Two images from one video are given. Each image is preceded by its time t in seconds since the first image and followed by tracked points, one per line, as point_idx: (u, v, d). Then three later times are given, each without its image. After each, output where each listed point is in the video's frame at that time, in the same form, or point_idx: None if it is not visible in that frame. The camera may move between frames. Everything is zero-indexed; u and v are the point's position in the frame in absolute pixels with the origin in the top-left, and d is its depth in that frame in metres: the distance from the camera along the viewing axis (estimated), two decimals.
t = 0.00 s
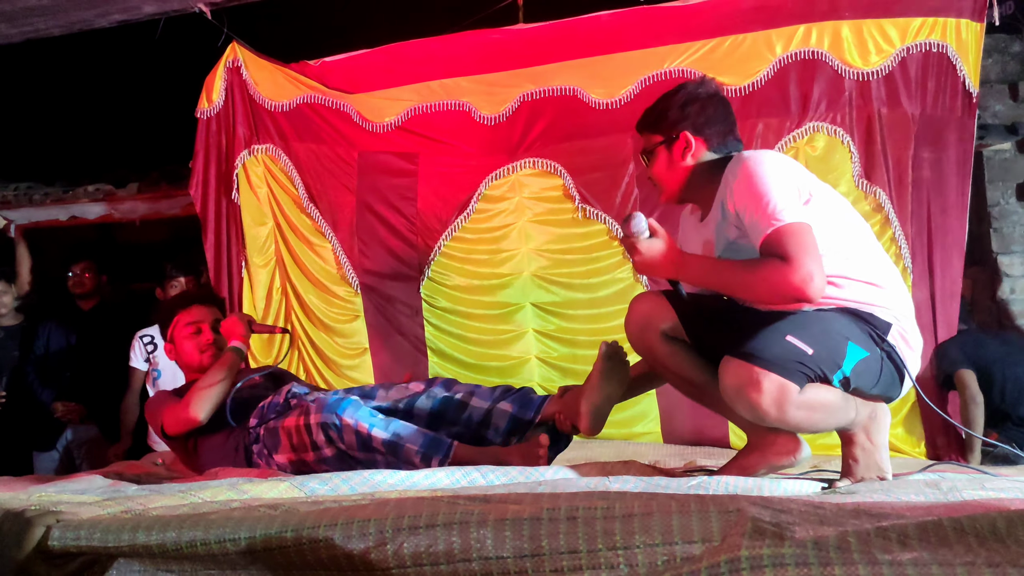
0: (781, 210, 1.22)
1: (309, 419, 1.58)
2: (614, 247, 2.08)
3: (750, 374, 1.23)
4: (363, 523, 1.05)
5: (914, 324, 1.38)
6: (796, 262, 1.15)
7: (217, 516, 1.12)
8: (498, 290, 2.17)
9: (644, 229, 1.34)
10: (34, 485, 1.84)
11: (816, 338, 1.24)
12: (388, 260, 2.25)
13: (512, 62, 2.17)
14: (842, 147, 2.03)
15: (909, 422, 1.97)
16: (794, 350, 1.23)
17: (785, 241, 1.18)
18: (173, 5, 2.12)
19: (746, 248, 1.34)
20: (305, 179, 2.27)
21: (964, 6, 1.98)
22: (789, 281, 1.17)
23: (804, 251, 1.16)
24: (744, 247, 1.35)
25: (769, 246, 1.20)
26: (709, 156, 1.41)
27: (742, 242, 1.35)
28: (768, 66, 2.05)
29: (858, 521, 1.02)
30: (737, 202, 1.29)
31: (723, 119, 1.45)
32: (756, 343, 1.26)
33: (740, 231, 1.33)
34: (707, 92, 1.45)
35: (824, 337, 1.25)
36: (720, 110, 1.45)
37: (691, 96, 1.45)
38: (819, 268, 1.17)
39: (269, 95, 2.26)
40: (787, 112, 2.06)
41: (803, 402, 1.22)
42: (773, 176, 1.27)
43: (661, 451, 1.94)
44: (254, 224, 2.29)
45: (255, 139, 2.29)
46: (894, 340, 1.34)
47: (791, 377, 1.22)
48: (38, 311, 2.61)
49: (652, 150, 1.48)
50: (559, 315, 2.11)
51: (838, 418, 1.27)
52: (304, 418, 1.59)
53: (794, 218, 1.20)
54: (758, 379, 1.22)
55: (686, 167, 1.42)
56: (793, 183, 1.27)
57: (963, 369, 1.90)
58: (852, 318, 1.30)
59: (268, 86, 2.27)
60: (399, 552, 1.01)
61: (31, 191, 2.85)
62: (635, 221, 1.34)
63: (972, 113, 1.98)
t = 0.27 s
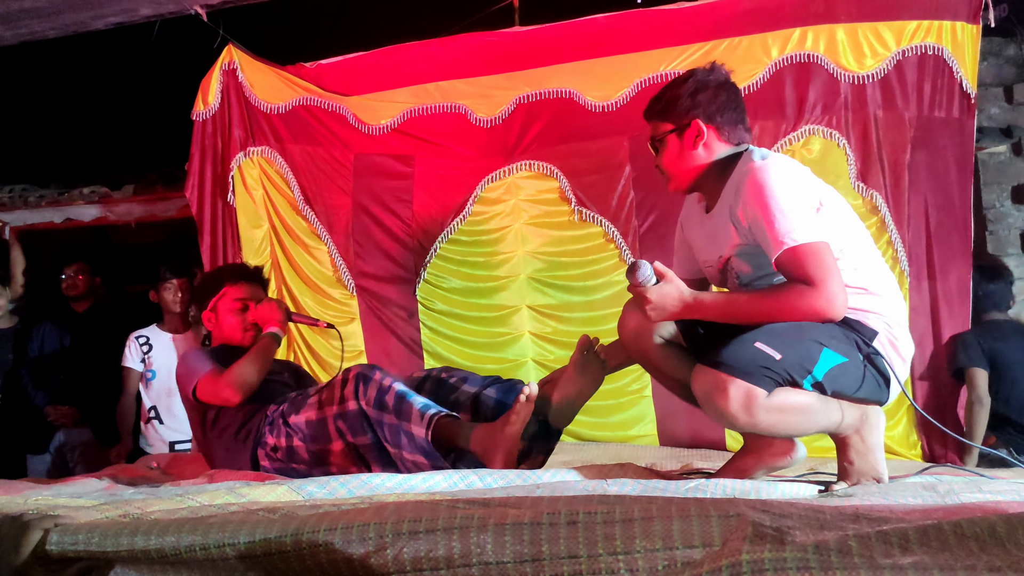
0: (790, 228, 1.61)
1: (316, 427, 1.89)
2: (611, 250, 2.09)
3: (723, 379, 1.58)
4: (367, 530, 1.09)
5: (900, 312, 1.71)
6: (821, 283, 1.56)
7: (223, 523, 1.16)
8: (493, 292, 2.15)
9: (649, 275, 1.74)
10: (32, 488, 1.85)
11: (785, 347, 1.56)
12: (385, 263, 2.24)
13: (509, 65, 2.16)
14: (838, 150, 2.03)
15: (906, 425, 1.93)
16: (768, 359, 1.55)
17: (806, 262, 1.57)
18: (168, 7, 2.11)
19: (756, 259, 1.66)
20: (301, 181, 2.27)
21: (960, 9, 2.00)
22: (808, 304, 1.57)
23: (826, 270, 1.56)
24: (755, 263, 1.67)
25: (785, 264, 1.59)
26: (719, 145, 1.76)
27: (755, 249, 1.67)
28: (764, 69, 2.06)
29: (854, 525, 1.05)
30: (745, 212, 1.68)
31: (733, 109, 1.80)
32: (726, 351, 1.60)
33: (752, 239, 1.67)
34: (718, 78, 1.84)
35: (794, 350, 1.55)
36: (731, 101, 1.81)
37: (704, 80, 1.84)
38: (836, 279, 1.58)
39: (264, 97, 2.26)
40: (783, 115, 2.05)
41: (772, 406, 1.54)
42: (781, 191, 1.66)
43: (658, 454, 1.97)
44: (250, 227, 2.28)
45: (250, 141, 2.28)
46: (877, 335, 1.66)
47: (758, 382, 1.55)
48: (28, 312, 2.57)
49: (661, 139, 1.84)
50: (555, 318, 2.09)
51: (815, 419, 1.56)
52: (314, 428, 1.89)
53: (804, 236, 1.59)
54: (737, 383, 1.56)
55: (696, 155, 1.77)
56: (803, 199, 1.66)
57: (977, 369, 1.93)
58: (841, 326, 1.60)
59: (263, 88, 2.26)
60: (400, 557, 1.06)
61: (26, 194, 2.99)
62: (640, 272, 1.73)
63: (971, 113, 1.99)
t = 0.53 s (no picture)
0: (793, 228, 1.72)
1: (314, 427, 2.01)
2: (603, 252, 2.09)
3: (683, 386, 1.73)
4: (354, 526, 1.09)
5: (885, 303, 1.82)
6: (827, 283, 1.69)
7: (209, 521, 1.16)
8: (486, 293, 2.16)
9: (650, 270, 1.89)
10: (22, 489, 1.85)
11: (741, 356, 1.69)
12: (377, 265, 2.24)
13: (501, 66, 2.17)
14: (827, 154, 2.03)
15: (898, 425, 1.89)
16: (723, 368, 1.69)
17: (812, 264, 1.68)
18: (161, 7, 2.11)
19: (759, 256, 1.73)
20: (292, 181, 2.26)
21: (949, 12, 2.02)
22: (807, 306, 1.69)
23: (830, 270, 1.69)
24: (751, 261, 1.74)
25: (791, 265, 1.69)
26: (712, 139, 1.83)
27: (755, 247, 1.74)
28: (755, 71, 2.06)
29: (840, 521, 1.05)
30: (747, 212, 1.76)
31: (726, 102, 1.86)
32: (683, 362, 1.75)
33: (757, 238, 1.74)
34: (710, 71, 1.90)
35: (755, 356, 1.68)
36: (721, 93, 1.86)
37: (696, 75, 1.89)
38: (839, 275, 1.71)
39: (256, 98, 2.27)
40: (773, 117, 2.05)
41: (727, 412, 1.68)
42: (780, 190, 1.75)
43: (651, 455, 1.96)
44: (241, 227, 2.27)
45: (243, 142, 2.28)
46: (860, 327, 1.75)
47: (712, 390, 1.69)
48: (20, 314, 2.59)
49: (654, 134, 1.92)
50: (548, 319, 2.10)
51: (783, 418, 1.67)
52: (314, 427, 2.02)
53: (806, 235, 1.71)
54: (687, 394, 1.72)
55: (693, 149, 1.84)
56: (799, 197, 1.76)
57: (977, 368, 1.93)
58: (805, 329, 1.69)
59: (256, 89, 2.27)
60: (386, 554, 1.06)
61: (19, 195, 2.96)
62: (645, 271, 1.89)
63: (963, 110, 2.01)
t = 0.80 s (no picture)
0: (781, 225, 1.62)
1: (304, 431, 1.87)
2: (592, 253, 2.09)
3: (679, 385, 1.58)
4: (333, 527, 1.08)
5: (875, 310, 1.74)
6: (814, 281, 1.57)
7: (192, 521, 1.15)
8: (475, 295, 2.16)
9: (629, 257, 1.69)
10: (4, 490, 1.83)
11: (738, 350, 1.57)
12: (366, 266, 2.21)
13: (491, 68, 2.17)
14: (815, 156, 2.05)
15: (886, 425, 1.91)
16: (721, 364, 1.56)
17: (801, 260, 1.58)
18: (149, 8, 2.11)
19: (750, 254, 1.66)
20: (281, 182, 2.25)
21: (936, 15, 2.02)
22: (792, 304, 1.57)
23: (817, 266, 1.58)
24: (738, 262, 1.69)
25: (776, 262, 1.60)
26: (708, 140, 1.76)
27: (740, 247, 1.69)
28: (744, 74, 2.07)
29: (824, 520, 1.04)
30: (738, 211, 1.69)
31: (723, 102, 1.80)
32: (680, 360, 1.62)
33: (744, 237, 1.67)
34: (706, 73, 1.84)
35: (749, 351, 1.56)
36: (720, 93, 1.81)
37: (693, 77, 1.83)
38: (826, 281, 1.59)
39: (246, 99, 2.27)
40: (762, 120, 2.07)
41: (726, 409, 1.54)
42: (770, 186, 1.67)
43: (639, 456, 1.95)
44: (230, 229, 2.27)
45: (232, 143, 2.28)
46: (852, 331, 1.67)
47: (710, 386, 1.55)
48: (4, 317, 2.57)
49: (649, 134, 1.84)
50: (538, 321, 2.10)
51: (777, 418, 1.56)
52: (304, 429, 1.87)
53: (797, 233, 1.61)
54: (686, 393, 1.56)
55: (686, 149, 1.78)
56: (791, 195, 1.67)
57: (966, 367, 1.93)
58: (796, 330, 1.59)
59: (246, 90, 2.27)
60: (369, 555, 1.05)
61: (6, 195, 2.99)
62: (620, 259, 1.70)
63: (948, 116, 2.01)
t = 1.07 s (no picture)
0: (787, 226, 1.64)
1: (306, 422, 1.83)
2: (582, 254, 2.09)
3: (664, 384, 1.60)
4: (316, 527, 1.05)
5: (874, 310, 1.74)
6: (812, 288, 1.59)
7: (176, 520, 1.12)
8: (465, 296, 2.16)
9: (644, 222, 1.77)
10: None
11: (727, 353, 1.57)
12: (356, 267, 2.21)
13: (482, 69, 2.17)
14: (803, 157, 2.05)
15: (873, 427, 1.92)
16: (705, 364, 1.57)
17: (803, 264, 1.60)
18: (139, 7, 2.11)
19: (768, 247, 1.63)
20: (271, 182, 2.25)
21: (924, 18, 2.04)
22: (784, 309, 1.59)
23: (820, 271, 1.60)
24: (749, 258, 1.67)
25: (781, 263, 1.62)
26: (724, 125, 1.73)
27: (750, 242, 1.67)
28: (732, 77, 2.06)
29: (807, 521, 1.03)
30: (748, 208, 1.68)
31: (739, 85, 1.76)
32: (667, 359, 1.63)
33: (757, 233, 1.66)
34: (723, 56, 1.78)
35: (736, 353, 1.57)
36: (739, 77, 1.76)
37: (710, 60, 1.78)
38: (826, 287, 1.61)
39: (235, 98, 2.25)
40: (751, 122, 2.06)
41: (709, 411, 1.56)
42: (784, 185, 1.68)
43: (629, 457, 1.95)
44: (220, 229, 2.26)
45: (222, 143, 2.27)
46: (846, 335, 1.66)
47: (693, 387, 1.56)
48: None
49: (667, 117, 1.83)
50: (528, 322, 2.11)
51: (763, 422, 1.55)
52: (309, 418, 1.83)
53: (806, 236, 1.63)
54: (669, 391, 1.59)
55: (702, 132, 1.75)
56: (805, 195, 1.68)
57: (953, 368, 1.94)
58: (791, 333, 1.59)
59: (236, 90, 2.26)
60: (357, 554, 1.02)
61: None
62: (639, 221, 1.76)
63: (933, 119, 2.03)
